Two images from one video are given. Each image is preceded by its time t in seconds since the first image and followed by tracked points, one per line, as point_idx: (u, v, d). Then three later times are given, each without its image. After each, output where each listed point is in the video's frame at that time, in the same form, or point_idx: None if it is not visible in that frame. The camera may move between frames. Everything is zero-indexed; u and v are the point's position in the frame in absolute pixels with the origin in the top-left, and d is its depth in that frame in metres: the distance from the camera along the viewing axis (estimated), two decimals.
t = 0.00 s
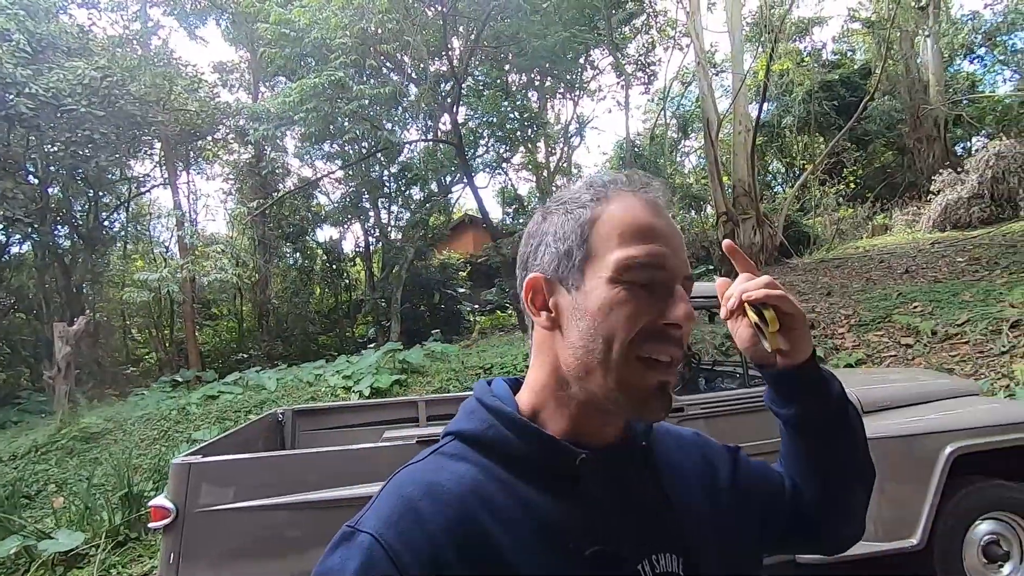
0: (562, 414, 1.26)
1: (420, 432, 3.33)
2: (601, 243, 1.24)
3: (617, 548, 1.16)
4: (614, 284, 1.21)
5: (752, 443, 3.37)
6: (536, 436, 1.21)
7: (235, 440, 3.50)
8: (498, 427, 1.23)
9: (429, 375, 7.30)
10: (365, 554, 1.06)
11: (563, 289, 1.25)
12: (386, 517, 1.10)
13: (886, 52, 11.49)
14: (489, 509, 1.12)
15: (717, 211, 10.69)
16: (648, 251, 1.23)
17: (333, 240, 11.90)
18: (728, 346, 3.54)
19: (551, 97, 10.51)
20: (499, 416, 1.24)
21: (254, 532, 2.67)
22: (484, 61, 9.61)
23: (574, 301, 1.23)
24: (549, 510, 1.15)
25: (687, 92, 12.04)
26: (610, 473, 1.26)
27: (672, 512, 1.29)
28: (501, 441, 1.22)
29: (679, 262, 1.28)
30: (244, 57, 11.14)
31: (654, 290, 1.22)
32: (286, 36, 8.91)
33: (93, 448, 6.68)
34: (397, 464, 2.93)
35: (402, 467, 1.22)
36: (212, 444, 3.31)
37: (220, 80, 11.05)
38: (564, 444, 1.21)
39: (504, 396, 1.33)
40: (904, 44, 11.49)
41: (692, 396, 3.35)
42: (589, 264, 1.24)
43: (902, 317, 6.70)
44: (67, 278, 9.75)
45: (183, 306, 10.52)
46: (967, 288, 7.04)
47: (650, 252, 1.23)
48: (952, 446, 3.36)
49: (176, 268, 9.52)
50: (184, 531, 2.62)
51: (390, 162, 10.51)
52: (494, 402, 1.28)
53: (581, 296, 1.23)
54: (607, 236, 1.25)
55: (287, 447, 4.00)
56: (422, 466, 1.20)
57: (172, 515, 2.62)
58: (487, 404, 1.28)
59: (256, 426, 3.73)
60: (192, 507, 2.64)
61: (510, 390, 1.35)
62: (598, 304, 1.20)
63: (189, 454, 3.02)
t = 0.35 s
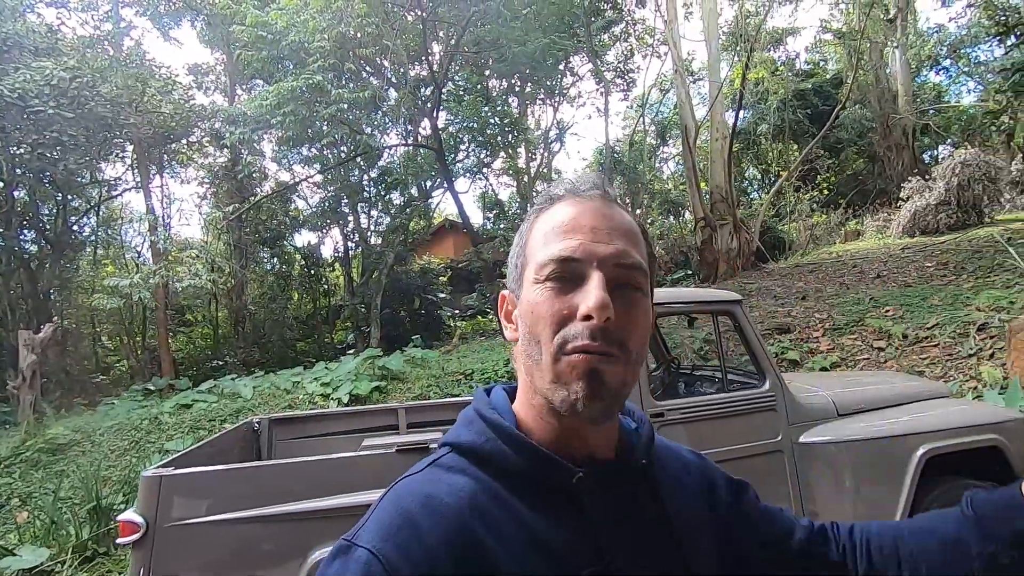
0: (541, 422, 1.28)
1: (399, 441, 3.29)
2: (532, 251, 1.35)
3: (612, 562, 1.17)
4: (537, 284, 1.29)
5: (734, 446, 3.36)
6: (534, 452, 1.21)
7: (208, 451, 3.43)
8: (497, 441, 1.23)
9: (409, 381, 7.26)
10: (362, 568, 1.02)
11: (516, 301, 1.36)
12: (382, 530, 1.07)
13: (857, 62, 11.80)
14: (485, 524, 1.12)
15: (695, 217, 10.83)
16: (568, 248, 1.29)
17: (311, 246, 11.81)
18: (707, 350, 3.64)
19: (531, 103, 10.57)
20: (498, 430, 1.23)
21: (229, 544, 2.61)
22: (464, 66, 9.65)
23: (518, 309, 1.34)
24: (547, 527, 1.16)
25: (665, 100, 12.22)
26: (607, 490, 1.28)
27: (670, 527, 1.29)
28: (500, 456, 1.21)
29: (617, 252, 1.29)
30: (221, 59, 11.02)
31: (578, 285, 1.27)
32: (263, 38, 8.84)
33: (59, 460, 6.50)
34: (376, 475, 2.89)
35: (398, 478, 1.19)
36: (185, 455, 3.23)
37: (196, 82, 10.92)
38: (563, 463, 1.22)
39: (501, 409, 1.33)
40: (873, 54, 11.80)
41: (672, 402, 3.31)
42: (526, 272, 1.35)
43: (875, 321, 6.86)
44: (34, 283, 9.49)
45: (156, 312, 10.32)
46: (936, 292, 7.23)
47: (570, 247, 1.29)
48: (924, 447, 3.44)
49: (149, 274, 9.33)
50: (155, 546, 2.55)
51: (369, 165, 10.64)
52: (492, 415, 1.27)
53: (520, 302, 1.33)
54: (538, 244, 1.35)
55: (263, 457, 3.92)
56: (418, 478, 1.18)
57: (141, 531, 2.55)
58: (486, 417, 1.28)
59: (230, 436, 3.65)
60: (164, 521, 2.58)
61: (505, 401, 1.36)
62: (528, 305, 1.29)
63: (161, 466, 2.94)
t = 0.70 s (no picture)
0: (547, 420, 1.26)
1: (384, 444, 3.26)
2: (579, 250, 1.23)
3: (607, 560, 1.15)
4: (592, 291, 1.20)
5: (718, 447, 3.39)
6: (532, 448, 1.20)
7: (187, 457, 3.36)
8: (493, 437, 1.22)
9: (393, 385, 7.21)
10: (355, 566, 1.03)
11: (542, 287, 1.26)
12: (377, 525, 1.08)
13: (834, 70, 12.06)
14: (479, 520, 1.11)
15: (677, 221, 10.94)
16: (628, 257, 1.21)
17: (294, 249, 11.73)
18: (692, 352, 3.64)
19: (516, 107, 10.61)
20: (494, 427, 1.23)
21: (209, 552, 2.56)
22: (449, 70, 9.68)
23: (554, 309, 1.24)
24: (542, 525, 1.14)
25: (648, 105, 12.35)
26: (605, 488, 1.26)
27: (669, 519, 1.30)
28: (496, 452, 1.20)
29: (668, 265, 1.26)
30: (201, 60, 10.92)
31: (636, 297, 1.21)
32: (245, 39, 8.77)
33: (31, 468, 6.35)
34: (359, 480, 2.86)
35: (392, 472, 1.19)
36: (163, 461, 3.16)
37: (176, 83, 10.81)
38: (560, 461, 1.20)
39: (498, 404, 1.31)
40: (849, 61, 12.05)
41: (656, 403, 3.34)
42: (569, 272, 1.23)
43: (854, 322, 6.97)
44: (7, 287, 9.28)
45: (133, 317, 10.15)
46: (912, 294, 7.39)
47: (630, 257, 1.21)
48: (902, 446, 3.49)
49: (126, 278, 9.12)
50: (132, 554, 2.50)
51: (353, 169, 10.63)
52: (490, 411, 1.27)
53: (561, 305, 1.23)
54: (584, 242, 1.24)
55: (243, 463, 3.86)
56: (414, 473, 1.17)
57: (117, 538, 2.48)
58: (484, 413, 1.27)
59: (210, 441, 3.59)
60: (141, 529, 2.52)
61: (504, 395, 1.34)
62: (578, 313, 1.20)
63: (139, 472, 2.87)
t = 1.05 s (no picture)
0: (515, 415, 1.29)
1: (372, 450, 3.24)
2: (494, 244, 1.39)
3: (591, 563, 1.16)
4: (499, 278, 1.33)
5: (705, 449, 3.40)
6: (517, 444, 1.21)
7: (172, 464, 3.32)
8: (479, 434, 1.22)
9: (380, 392, 7.17)
10: (339, 563, 1.01)
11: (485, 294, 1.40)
12: (361, 522, 1.07)
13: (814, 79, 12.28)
14: (463, 517, 1.11)
15: (663, 226, 11.01)
16: (522, 239, 1.32)
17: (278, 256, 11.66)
18: (677, 357, 3.66)
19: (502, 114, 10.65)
20: (479, 423, 1.24)
21: (194, 560, 2.52)
22: (435, 77, 9.70)
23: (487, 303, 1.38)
24: (526, 522, 1.15)
25: (633, 113, 12.47)
26: (590, 486, 1.27)
27: (654, 517, 1.31)
28: (482, 449, 1.21)
29: (573, 236, 1.31)
30: (185, 65, 10.83)
31: (536, 274, 1.29)
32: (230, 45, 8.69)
33: (8, 479, 6.21)
34: (348, 485, 2.84)
35: (378, 470, 1.19)
36: (147, 469, 3.11)
37: (159, 88, 10.71)
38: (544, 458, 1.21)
39: (484, 401, 1.33)
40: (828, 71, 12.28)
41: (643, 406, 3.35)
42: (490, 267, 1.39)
43: (836, 326, 7.08)
44: None
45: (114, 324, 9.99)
46: (892, 298, 7.51)
47: (524, 238, 1.32)
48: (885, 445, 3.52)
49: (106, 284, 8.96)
50: (116, 563, 2.46)
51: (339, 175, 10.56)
52: (474, 407, 1.28)
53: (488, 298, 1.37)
54: (498, 237, 1.39)
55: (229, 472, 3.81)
56: (400, 469, 1.18)
57: (100, 548, 2.44)
58: (468, 409, 1.28)
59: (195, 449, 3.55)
60: (125, 537, 2.48)
61: (490, 392, 1.36)
62: (493, 300, 1.33)
63: (124, 480, 2.84)
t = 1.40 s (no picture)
0: (496, 413, 1.28)
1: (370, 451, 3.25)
2: (484, 240, 1.30)
3: (565, 559, 1.18)
4: (497, 282, 1.25)
5: (700, 449, 3.44)
6: (490, 443, 1.21)
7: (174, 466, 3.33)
8: (452, 433, 1.22)
9: (377, 396, 7.18)
10: (312, 569, 1.00)
11: (469, 293, 1.32)
12: (333, 527, 1.06)
13: (806, 87, 12.44)
14: (438, 517, 1.12)
15: (658, 232, 11.06)
16: (527, 241, 1.25)
17: (274, 262, 11.69)
18: (672, 360, 3.67)
19: (498, 121, 10.71)
20: (452, 422, 1.23)
21: (198, 558, 2.53)
22: (431, 83, 9.77)
23: (473, 302, 1.30)
24: (499, 519, 1.16)
25: (628, 119, 12.57)
26: (565, 481, 1.28)
27: (629, 511, 1.33)
28: (454, 449, 1.21)
29: (578, 239, 1.28)
30: (181, 72, 10.87)
31: (543, 279, 1.24)
32: (228, 52, 8.72)
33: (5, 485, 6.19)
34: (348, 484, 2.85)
35: (350, 471, 1.18)
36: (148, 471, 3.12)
37: (155, 95, 10.75)
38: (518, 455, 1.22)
39: (456, 398, 1.32)
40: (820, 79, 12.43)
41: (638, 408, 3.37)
42: (479, 264, 1.30)
43: (828, 329, 7.14)
44: None
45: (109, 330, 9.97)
46: (883, 302, 7.58)
47: (529, 241, 1.25)
48: (873, 444, 3.57)
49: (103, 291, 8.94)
50: (123, 561, 2.48)
51: (335, 180, 10.74)
52: (446, 404, 1.27)
53: (477, 298, 1.29)
54: (489, 232, 1.30)
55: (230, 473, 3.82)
56: (372, 471, 1.17)
57: (108, 545, 2.47)
58: (440, 406, 1.27)
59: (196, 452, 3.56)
60: (131, 536, 2.50)
61: (462, 387, 1.35)
62: (489, 303, 1.25)
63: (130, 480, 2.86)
